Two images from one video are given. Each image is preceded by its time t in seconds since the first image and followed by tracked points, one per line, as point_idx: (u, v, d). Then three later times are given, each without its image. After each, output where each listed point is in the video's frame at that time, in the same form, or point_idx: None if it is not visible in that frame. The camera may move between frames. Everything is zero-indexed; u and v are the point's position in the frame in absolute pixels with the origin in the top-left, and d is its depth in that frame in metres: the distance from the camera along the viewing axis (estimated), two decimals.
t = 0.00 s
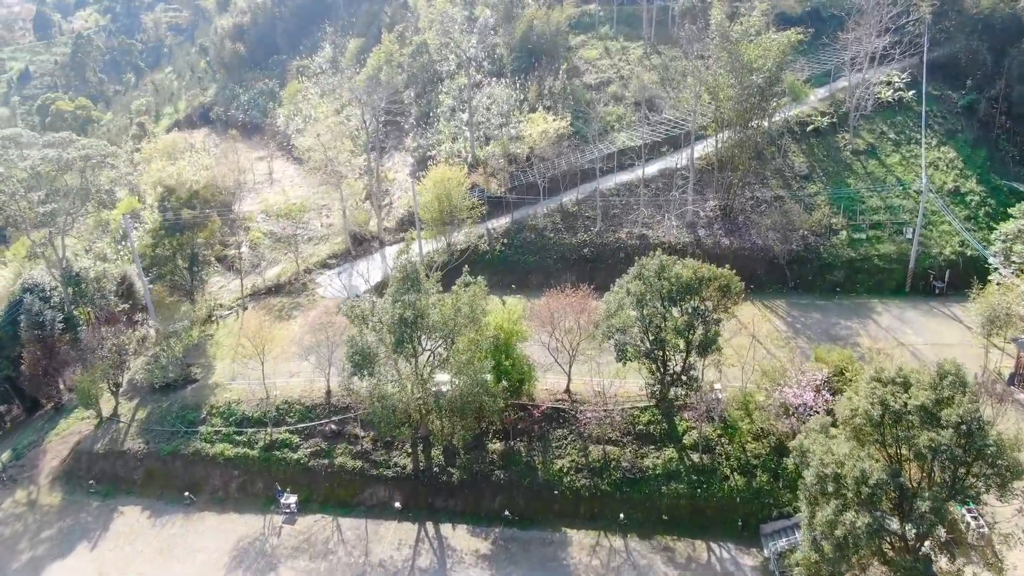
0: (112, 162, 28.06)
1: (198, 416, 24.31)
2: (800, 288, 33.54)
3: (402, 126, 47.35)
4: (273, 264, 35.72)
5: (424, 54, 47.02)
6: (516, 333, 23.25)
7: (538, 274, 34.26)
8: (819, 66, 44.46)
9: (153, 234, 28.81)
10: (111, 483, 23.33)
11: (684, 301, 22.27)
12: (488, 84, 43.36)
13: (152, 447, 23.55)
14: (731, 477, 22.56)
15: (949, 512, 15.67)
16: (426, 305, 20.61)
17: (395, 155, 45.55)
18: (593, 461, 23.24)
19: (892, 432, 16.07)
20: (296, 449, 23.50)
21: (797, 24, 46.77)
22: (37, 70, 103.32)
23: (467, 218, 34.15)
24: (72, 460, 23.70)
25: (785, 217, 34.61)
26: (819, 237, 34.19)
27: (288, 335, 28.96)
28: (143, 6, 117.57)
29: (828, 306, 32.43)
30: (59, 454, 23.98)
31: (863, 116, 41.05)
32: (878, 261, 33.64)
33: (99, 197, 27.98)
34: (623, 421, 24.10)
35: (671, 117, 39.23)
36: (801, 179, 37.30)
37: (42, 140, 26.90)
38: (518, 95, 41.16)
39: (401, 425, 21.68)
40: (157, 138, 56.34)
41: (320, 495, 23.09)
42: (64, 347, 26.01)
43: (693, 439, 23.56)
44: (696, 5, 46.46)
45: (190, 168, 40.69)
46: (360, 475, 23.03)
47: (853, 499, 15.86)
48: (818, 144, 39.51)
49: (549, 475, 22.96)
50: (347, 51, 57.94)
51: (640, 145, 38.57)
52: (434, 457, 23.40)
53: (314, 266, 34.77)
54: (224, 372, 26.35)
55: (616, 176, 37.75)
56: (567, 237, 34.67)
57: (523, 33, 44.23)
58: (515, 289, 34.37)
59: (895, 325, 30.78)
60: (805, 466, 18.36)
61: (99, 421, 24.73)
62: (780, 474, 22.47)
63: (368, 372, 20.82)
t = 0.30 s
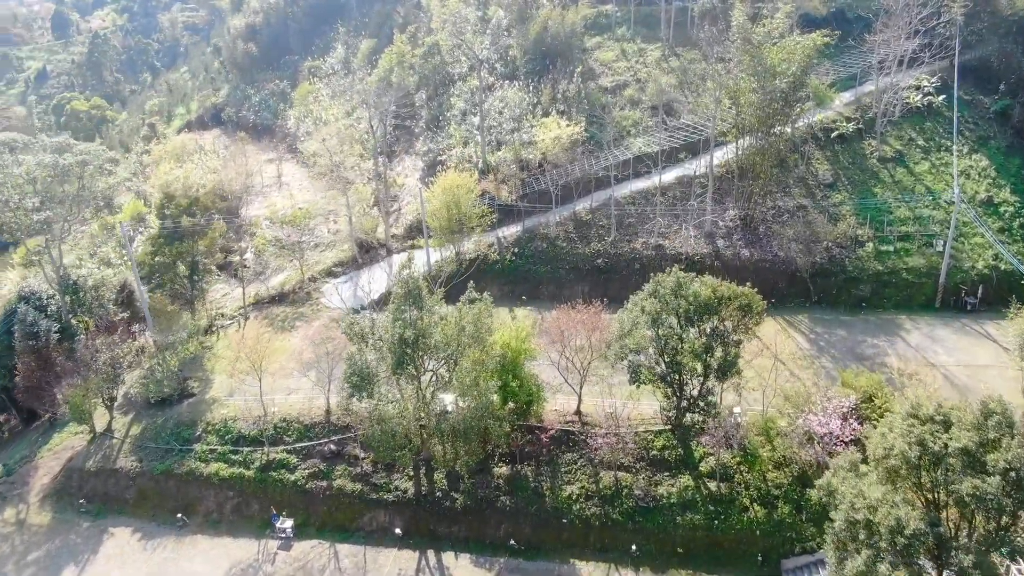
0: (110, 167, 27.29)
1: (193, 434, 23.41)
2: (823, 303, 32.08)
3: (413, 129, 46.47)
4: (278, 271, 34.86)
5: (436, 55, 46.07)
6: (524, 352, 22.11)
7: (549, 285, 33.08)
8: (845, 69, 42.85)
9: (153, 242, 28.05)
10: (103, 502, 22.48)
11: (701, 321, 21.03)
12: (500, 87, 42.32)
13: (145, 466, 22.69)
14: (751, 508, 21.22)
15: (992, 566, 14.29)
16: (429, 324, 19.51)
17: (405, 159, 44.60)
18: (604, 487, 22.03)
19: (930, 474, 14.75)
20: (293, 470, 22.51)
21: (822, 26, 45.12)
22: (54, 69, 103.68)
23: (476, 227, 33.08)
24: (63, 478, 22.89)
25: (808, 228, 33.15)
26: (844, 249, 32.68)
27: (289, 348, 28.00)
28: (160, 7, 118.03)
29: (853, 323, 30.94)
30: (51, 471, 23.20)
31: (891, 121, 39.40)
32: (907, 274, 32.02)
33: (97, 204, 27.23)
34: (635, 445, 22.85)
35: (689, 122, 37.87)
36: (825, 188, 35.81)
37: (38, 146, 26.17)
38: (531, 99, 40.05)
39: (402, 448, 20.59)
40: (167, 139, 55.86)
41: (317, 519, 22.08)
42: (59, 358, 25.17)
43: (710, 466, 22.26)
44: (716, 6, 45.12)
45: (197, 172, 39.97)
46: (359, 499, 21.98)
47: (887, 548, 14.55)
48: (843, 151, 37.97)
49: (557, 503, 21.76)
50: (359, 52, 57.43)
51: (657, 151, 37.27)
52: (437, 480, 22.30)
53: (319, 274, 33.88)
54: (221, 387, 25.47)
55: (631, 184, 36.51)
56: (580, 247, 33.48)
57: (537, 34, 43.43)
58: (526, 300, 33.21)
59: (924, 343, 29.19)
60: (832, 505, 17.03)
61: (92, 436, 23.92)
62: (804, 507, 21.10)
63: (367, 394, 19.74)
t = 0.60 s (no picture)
0: (109, 175, 26.51)
1: (187, 452, 22.50)
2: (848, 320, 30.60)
3: (425, 132, 45.50)
4: (283, 279, 33.99)
5: (449, 57, 45.06)
6: (533, 374, 20.96)
7: (562, 296, 31.89)
8: (873, 73, 41.17)
9: (153, 250, 27.28)
10: (93, 523, 21.63)
11: (721, 344, 19.75)
12: (514, 90, 41.21)
13: (137, 486, 21.81)
14: (773, 545, 19.87)
15: None
16: (432, 345, 18.32)
17: (416, 163, 43.63)
18: (616, 518, 20.77)
19: (976, 526, 13.38)
20: (290, 493, 21.50)
21: (849, 28, 43.43)
22: (72, 69, 104.08)
23: (486, 235, 31.96)
24: (52, 496, 22.08)
25: (834, 240, 31.64)
26: (872, 262, 31.08)
27: (291, 362, 27.06)
28: (178, 6, 118.38)
29: (880, 341, 29.41)
30: (41, 488, 22.37)
31: (921, 128, 37.69)
32: (938, 290, 30.26)
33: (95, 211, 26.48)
34: (650, 473, 21.59)
35: (709, 127, 36.46)
36: (851, 198, 34.25)
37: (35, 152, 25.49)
38: (545, 103, 38.88)
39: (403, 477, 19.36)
40: (178, 140, 55.35)
41: (313, 545, 21.06)
42: (53, 369, 24.43)
43: (729, 498, 20.94)
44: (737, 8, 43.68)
45: (204, 175, 39.19)
46: (357, 526, 20.91)
47: None
48: (870, 159, 36.36)
49: (565, 533, 20.55)
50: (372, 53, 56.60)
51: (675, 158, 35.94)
52: (439, 507, 21.18)
53: (324, 283, 32.96)
54: (219, 402, 24.57)
55: (648, 192, 35.21)
56: (594, 257, 32.26)
57: (552, 36, 42.28)
58: (538, 313, 32.01)
59: (957, 365, 27.55)
60: (864, 551, 15.68)
61: (84, 453, 23.10)
62: (830, 544, 19.71)
63: (365, 419, 18.57)
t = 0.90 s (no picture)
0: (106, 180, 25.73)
1: (181, 473, 21.57)
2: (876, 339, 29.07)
3: (437, 136, 44.50)
4: (289, 287, 33.10)
5: (462, 59, 44.03)
6: (542, 399, 19.81)
7: (574, 310, 30.69)
8: (903, 77, 39.42)
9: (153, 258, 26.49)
10: (82, 545, 20.78)
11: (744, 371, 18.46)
12: (528, 94, 40.08)
13: (128, 507, 20.91)
14: None
15: None
16: (434, 370, 17.27)
17: (427, 168, 42.65)
18: (628, 553, 19.48)
19: None
20: (285, 518, 20.45)
21: (879, 30, 41.76)
22: (90, 68, 104.50)
23: (497, 245, 30.84)
24: (41, 516, 21.24)
25: (861, 254, 30.09)
26: (902, 277, 29.44)
27: (292, 377, 26.12)
28: (196, 6, 118.64)
29: (911, 362, 27.84)
30: (31, 507, 21.53)
31: (954, 135, 35.92)
32: (973, 308, 28.43)
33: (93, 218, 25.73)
34: (664, 505, 20.29)
35: (729, 134, 35.05)
36: (880, 209, 32.65)
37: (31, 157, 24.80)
38: (560, 107, 37.70)
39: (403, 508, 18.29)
40: (190, 142, 54.86)
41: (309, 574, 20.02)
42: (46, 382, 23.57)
43: (750, 534, 19.58)
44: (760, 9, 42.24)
45: (211, 179, 38.46)
46: (355, 555, 19.80)
47: None
48: (899, 168, 34.70)
49: (574, 568, 19.31)
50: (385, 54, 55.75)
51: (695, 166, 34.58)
52: (441, 537, 20.00)
53: (330, 292, 32.02)
54: (216, 419, 23.65)
55: (665, 201, 33.90)
56: (609, 269, 31.01)
57: (568, 37, 41.08)
58: (549, 327, 30.84)
59: (993, 390, 25.87)
60: None
61: (76, 470, 22.26)
62: None
63: (362, 446, 17.53)
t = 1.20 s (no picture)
0: (105, 187, 25.03)
1: (174, 495, 20.64)
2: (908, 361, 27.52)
3: (450, 140, 43.47)
4: (296, 296, 32.18)
5: (477, 61, 42.96)
6: (552, 427, 18.63)
7: (589, 324, 29.47)
8: (938, 82, 37.51)
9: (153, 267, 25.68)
10: (70, 570, 19.91)
11: (769, 402, 17.18)
12: (544, 97, 38.90)
13: (119, 531, 19.99)
14: None
15: None
16: (435, 397, 16.21)
17: (440, 173, 41.60)
18: None
19: None
20: (281, 547, 19.35)
21: (912, 32, 39.94)
22: (111, 67, 104.91)
23: (509, 256, 29.72)
24: (29, 538, 20.38)
25: (894, 270, 28.47)
26: (937, 295, 27.76)
27: (294, 392, 25.16)
28: (216, 5, 118.91)
29: (946, 387, 26.18)
30: (20, 527, 20.67)
31: (993, 143, 34.03)
32: (1015, 328, 26.62)
33: (91, 225, 25.02)
34: (682, 542, 19.01)
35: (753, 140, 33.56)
36: (913, 222, 30.95)
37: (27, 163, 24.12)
38: (577, 112, 36.49)
39: (402, 545, 17.03)
40: (203, 143, 54.39)
41: None
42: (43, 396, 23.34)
43: None
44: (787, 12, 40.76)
45: (220, 183, 37.69)
46: None
47: None
48: (933, 178, 32.94)
49: None
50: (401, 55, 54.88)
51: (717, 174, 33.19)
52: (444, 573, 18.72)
53: (337, 302, 31.06)
54: (213, 437, 22.70)
55: (686, 211, 32.53)
56: (625, 281, 29.74)
57: (586, 39, 39.83)
58: (563, 342, 29.64)
59: None
60: None
61: (68, 490, 21.40)
62: None
63: (358, 479, 16.54)
